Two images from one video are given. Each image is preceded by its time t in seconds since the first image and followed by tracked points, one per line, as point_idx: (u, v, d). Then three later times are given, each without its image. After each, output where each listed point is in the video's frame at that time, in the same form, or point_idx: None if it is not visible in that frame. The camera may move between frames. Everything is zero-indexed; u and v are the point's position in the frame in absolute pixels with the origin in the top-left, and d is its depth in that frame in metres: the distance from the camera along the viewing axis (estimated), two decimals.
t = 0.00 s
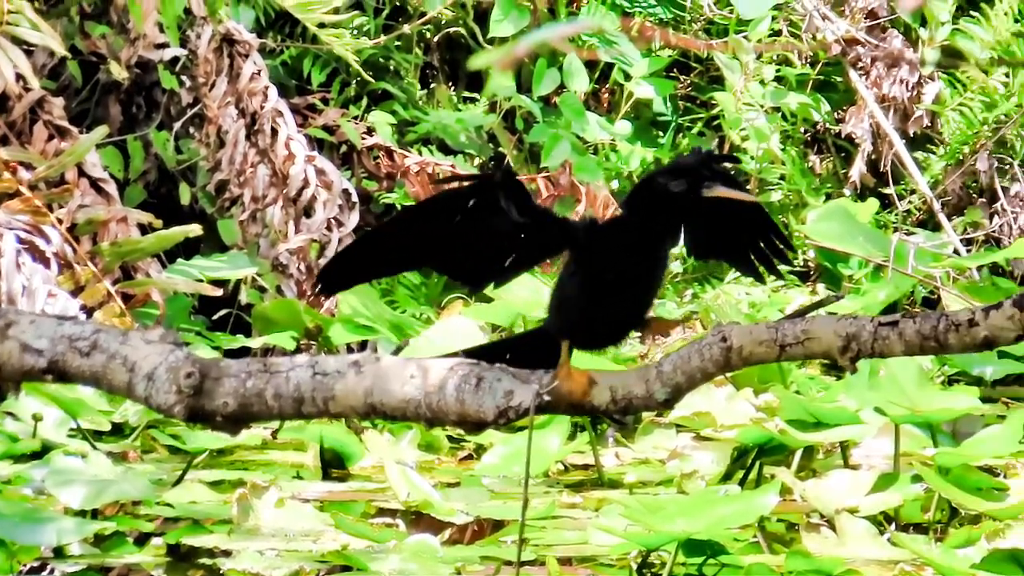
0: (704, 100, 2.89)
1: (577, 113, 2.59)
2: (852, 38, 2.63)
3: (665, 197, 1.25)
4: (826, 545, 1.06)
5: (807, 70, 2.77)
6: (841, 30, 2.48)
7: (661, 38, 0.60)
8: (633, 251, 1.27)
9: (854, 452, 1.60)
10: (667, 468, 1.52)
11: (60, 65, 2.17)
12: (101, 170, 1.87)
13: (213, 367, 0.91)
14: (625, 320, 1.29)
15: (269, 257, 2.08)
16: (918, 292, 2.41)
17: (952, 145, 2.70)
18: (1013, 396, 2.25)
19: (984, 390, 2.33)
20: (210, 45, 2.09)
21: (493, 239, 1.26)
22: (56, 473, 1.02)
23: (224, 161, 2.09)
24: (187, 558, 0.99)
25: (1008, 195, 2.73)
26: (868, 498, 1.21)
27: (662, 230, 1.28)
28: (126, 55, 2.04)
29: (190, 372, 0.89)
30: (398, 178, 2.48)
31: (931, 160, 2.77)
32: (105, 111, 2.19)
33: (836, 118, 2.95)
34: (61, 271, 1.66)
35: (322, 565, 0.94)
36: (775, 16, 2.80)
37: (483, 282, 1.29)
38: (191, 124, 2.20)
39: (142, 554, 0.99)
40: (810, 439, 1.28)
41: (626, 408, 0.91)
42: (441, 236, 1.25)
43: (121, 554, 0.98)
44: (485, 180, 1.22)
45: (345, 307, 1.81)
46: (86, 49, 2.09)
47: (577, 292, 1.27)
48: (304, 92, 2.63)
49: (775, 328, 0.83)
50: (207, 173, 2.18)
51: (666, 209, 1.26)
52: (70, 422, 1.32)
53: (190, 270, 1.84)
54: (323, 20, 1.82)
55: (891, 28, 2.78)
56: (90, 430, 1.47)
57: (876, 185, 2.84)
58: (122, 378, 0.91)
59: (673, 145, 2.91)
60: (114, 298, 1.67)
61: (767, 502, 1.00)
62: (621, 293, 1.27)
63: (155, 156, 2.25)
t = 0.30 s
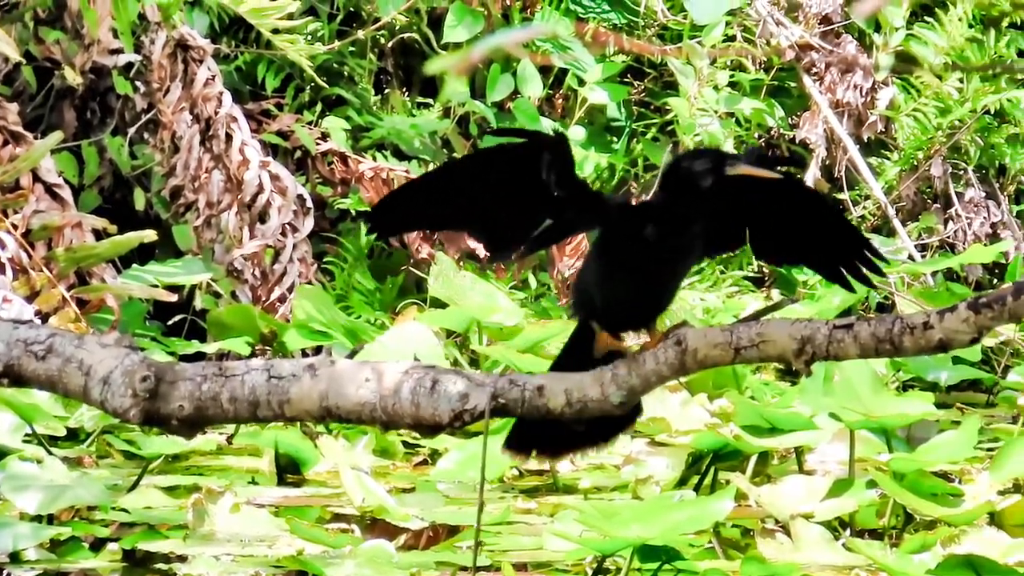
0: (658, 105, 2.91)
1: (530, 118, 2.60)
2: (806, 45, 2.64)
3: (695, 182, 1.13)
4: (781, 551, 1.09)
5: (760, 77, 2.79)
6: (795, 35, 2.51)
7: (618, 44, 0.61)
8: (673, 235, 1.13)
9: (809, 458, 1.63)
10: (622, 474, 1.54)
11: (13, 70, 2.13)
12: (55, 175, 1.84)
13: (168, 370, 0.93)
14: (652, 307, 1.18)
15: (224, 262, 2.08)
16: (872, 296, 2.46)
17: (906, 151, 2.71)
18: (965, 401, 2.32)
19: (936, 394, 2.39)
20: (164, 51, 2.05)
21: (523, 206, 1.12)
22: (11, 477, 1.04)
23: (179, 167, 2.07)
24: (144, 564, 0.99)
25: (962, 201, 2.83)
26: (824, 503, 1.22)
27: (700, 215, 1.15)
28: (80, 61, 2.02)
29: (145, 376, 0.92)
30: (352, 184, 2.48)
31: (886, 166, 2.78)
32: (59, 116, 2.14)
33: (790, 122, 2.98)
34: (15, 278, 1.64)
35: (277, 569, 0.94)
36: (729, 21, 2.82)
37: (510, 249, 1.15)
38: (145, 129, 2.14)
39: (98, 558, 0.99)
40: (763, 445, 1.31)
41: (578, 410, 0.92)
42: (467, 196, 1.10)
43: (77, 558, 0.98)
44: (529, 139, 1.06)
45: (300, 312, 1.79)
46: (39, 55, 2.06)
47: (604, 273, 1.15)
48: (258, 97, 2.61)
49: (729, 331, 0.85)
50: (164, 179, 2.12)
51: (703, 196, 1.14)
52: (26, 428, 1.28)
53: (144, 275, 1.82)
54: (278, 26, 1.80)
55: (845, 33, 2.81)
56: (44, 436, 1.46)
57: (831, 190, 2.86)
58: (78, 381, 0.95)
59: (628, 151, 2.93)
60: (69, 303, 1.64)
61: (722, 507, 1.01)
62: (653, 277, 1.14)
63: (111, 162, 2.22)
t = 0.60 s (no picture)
0: (628, 111, 2.93)
1: (501, 124, 2.62)
2: (776, 49, 2.66)
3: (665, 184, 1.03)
4: (751, 555, 1.10)
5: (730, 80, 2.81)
6: (765, 40, 2.53)
7: (589, 47, 0.59)
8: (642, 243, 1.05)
9: (779, 462, 1.65)
10: (590, 479, 1.56)
11: None
12: (25, 181, 1.83)
13: (137, 377, 0.93)
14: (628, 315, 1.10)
15: (193, 267, 2.07)
16: (842, 301, 2.49)
17: (876, 155, 2.71)
18: (935, 406, 2.37)
19: (906, 397, 2.43)
20: (134, 56, 2.04)
21: (489, 233, 1.12)
22: None
23: (149, 171, 2.08)
24: (113, 568, 1.00)
25: (932, 205, 2.88)
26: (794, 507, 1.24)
27: (672, 215, 1.06)
28: (50, 66, 2.01)
29: (114, 383, 0.92)
30: (323, 189, 2.48)
31: (856, 171, 2.81)
32: (29, 121, 2.13)
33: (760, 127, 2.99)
34: None
35: None
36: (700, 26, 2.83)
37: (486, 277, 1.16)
38: (115, 135, 2.15)
39: (68, 564, 1.00)
40: (734, 449, 1.32)
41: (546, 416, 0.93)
42: (437, 233, 1.13)
43: (46, 564, 0.99)
44: (475, 174, 1.08)
45: (270, 318, 1.79)
46: (9, 60, 2.04)
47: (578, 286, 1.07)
48: (228, 102, 2.59)
49: (698, 336, 0.86)
50: (131, 184, 2.14)
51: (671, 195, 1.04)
52: None
53: (114, 280, 1.81)
54: (249, 30, 1.78)
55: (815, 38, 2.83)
56: (14, 442, 1.46)
57: (801, 195, 2.86)
58: (47, 387, 0.94)
59: (596, 155, 2.95)
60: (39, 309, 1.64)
61: (691, 512, 1.03)
62: (625, 285, 1.07)
63: (80, 166, 2.21)
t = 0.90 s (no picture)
0: (601, 116, 2.93)
1: (472, 127, 2.60)
2: (748, 54, 2.67)
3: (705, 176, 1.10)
4: (725, 560, 1.10)
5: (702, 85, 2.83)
6: (737, 45, 2.56)
7: (558, 55, 0.47)
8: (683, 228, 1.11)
9: (752, 466, 1.66)
10: (564, 482, 1.56)
11: None
12: None
13: (111, 383, 0.95)
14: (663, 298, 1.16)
15: (166, 272, 2.08)
16: (815, 306, 2.51)
17: (848, 159, 2.74)
18: (908, 410, 2.40)
19: (879, 402, 2.45)
20: (107, 60, 2.05)
21: (534, 205, 1.12)
22: None
23: (122, 176, 2.07)
24: (87, 571, 1.00)
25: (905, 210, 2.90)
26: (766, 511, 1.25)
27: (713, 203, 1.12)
28: (23, 71, 2.00)
29: (87, 388, 0.93)
30: (295, 194, 2.47)
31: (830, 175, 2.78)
32: (4, 126, 2.14)
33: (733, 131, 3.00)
34: None
35: None
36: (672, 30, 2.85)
37: (522, 248, 1.17)
38: (88, 139, 2.16)
39: (42, 568, 1.00)
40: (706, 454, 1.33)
41: (520, 422, 0.93)
42: (479, 204, 1.11)
43: (20, 568, 0.98)
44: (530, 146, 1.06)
45: (243, 322, 1.78)
46: None
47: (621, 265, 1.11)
48: (201, 107, 2.58)
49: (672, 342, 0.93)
50: (103, 189, 2.16)
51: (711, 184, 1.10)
52: None
53: (86, 284, 1.80)
54: (221, 35, 1.77)
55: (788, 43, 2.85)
56: None
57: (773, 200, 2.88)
58: (23, 392, 0.96)
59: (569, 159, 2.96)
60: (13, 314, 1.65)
61: (664, 516, 1.04)
62: (667, 266, 1.12)
63: (53, 171, 2.21)
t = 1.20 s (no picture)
0: (574, 120, 2.93)
1: (448, 132, 2.62)
2: (722, 58, 2.68)
3: (684, 169, 1.06)
4: (697, 564, 1.12)
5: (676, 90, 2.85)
6: (711, 49, 2.57)
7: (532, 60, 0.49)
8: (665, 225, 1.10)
9: (724, 470, 1.67)
10: (537, 486, 1.57)
11: None
12: None
13: (84, 386, 0.96)
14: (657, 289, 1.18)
15: (140, 275, 2.08)
16: (789, 310, 2.53)
17: (821, 164, 2.74)
18: (882, 414, 2.42)
19: (853, 406, 2.47)
20: (80, 64, 2.03)
21: (515, 225, 1.15)
22: None
23: (95, 180, 2.04)
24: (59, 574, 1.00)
25: (879, 214, 2.91)
26: (739, 515, 1.26)
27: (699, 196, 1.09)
28: None
29: (60, 392, 0.95)
30: (269, 198, 2.46)
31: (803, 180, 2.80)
32: None
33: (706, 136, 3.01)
34: None
35: None
36: (647, 35, 2.87)
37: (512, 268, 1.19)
38: (61, 142, 2.15)
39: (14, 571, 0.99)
40: (678, 458, 1.34)
41: (494, 426, 0.94)
42: (459, 228, 1.13)
43: None
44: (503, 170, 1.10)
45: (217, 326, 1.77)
46: None
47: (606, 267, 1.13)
48: (174, 111, 2.57)
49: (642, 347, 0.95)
50: (76, 192, 2.15)
51: (694, 179, 1.06)
52: None
53: (60, 288, 1.78)
54: (194, 40, 1.76)
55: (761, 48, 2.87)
56: None
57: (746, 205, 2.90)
58: None
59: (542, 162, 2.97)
60: None
61: (636, 520, 1.05)
62: (653, 264, 1.13)
63: (26, 175, 2.20)
